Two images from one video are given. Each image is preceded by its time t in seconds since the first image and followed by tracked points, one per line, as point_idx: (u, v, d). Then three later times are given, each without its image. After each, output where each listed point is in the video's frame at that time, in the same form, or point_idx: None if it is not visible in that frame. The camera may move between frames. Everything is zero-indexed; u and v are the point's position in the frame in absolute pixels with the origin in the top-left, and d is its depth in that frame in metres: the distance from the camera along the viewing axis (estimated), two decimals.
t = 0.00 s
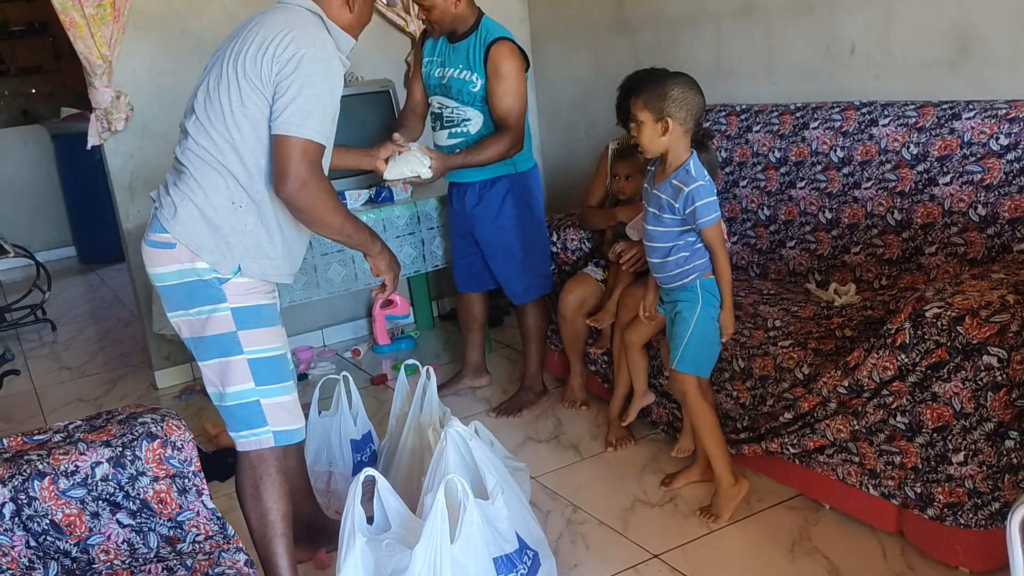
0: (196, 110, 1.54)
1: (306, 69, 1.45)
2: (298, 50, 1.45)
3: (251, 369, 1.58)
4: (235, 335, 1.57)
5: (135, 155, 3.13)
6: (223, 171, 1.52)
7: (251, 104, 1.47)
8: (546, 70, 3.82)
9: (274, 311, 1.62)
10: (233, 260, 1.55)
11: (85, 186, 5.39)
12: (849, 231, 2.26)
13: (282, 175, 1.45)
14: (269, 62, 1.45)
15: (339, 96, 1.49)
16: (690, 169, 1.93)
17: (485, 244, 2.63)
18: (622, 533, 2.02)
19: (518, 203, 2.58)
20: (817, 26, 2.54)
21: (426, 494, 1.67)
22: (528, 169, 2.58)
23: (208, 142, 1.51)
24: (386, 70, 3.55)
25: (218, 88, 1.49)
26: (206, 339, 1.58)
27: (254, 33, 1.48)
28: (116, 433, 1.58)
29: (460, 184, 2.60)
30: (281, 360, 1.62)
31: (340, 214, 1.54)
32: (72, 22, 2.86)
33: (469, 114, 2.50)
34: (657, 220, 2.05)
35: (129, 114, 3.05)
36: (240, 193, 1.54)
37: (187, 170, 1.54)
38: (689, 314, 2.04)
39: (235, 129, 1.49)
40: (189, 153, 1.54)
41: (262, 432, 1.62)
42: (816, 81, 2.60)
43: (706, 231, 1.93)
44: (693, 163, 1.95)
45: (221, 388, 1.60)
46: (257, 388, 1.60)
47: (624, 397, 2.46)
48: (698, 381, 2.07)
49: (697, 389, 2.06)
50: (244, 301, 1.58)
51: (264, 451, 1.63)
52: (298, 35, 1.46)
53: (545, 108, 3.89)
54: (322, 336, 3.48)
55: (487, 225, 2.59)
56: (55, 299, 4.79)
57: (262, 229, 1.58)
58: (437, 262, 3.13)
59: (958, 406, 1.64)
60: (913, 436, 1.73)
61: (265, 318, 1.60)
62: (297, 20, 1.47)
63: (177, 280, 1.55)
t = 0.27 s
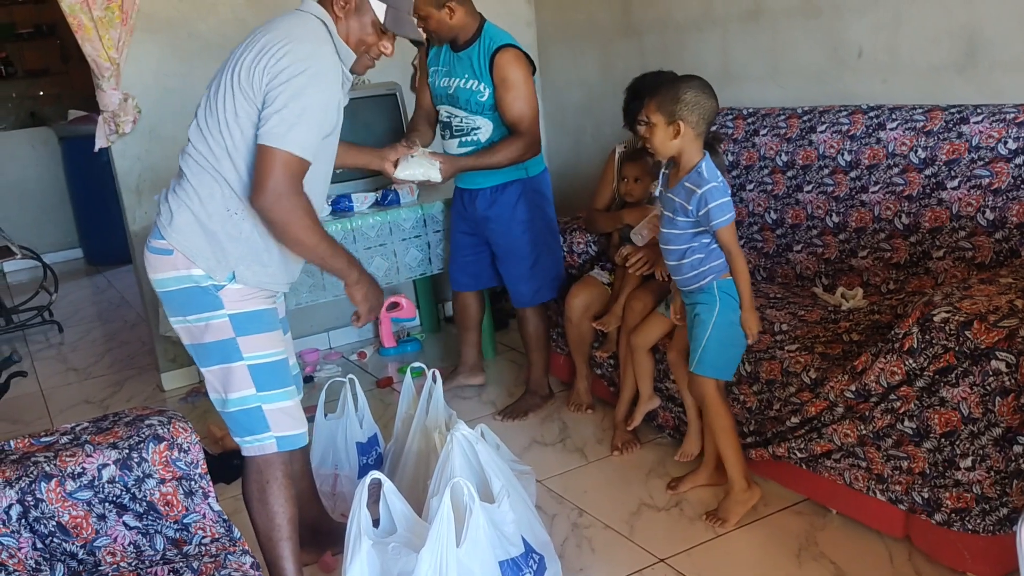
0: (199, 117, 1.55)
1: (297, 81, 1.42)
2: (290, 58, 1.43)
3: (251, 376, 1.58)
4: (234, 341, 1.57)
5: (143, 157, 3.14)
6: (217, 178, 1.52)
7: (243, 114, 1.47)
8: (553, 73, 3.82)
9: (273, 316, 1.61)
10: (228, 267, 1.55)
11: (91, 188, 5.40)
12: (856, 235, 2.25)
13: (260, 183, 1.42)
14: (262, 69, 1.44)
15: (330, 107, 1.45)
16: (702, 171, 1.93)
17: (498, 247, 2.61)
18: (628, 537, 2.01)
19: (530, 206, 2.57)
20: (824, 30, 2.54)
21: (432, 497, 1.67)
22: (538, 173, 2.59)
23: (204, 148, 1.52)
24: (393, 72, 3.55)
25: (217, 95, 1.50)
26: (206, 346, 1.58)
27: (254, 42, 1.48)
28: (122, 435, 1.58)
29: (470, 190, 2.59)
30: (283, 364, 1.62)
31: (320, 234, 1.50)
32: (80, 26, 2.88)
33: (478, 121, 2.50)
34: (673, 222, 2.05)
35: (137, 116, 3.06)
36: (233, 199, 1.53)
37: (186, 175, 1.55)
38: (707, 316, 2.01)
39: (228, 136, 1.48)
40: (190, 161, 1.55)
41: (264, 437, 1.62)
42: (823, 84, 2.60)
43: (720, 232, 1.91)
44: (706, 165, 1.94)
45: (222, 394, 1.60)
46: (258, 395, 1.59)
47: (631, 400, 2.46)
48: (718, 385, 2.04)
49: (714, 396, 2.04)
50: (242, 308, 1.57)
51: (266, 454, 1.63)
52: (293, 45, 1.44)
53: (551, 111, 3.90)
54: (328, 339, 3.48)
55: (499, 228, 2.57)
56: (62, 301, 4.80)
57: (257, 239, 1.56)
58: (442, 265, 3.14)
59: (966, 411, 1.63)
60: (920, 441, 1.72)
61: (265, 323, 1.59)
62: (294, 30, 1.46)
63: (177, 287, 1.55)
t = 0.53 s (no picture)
0: (202, 130, 1.53)
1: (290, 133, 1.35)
2: (294, 107, 1.36)
3: (233, 383, 1.57)
4: (214, 349, 1.56)
5: (149, 159, 3.14)
6: (202, 198, 1.49)
7: (238, 145, 1.43)
8: (559, 76, 3.82)
9: (257, 322, 1.58)
10: (202, 279, 1.53)
11: (98, 189, 5.42)
12: (863, 239, 2.24)
13: (251, 244, 1.34)
14: (264, 110, 1.38)
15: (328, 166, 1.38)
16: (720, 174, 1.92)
17: (490, 254, 2.63)
18: (633, 541, 2.01)
19: (522, 212, 2.58)
20: (831, 33, 2.54)
21: (437, 500, 1.66)
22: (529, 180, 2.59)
23: (196, 165, 1.50)
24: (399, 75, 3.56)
25: (220, 119, 1.46)
26: (192, 351, 1.58)
27: (267, 76, 1.42)
28: (128, 437, 1.58)
29: (463, 199, 2.60)
30: (267, 371, 1.59)
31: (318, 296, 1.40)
32: (88, 27, 2.89)
33: (464, 132, 2.50)
34: (694, 229, 2.03)
35: (144, 118, 3.07)
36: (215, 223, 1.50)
37: (177, 183, 1.54)
38: (734, 323, 2.00)
39: (218, 160, 1.45)
40: (182, 174, 1.54)
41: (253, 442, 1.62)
42: (830, 88, 2.59)
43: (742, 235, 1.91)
44: (724, 168, 1.94)
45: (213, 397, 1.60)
46: (242, 401, 1.58)
47: (636, 404, 2.46)
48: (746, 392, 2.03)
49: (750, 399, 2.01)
50: (219, 316, 1.55)
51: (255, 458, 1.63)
52: (301, 93, 1.37)
53: (557, 114, 3.90)
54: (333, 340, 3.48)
55: (488, 234, 2.59)
56: (68, 301, 4.82)
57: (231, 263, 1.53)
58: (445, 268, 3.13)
59: (974, 416, 1.62)
60: (928, 446, 1.71)
61: (245, 331, 1.56)
62: (308, 76, 1.39)
63: (160, 294, 1.55)
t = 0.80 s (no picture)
0: (212, 164, 1.43)
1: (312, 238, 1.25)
2: (317, 205, 1.25)
3: (218, 393, 1.52)
4: (193, 361, 1.50)
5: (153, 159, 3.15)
6: (194, 241, 1.41)
7: (251, 209, 1.34)
8: (563, 77, 3.82)
9: (232, 329, 1.52)
10: (174, 302, 1.47)
11: (102, 189, 5.44)
12: (867, 241, 2.24)
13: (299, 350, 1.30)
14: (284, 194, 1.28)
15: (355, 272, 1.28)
16: (761, 171, 1.87)
17: (473, 258, 2.63)
18: (636, 543, 2.01)
19: (502, 213, 2.58)
20: (836, 35, 2.53)
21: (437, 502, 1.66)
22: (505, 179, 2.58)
23: (196, 205, 1.40)
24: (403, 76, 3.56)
25: (235, 173, 1.37)
26: (172, 364, 1.54)
27: (294, 148, 1.31)
28: (131, 437, 1.58)
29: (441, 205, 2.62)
30: (253, 376, 1.53)
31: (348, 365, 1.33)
32: (92, 27, 2.90)
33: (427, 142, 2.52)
34: (731, 232, 1.94)
35: (148, 118, 3.08)
36: (202, 267, 1.43)
37: (172, 208, 1.46)
38: (761, 342, 1.95)
39: (221, 211, 1.37)
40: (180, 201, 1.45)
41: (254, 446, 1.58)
42: (835, 90, 2.59)
43: (787, 227, 1.85)
44: (760, 165, 1.89)
45: (203, 407, 1.56)
46: (231, 410, 1.53)
47: (640, 405, 2.46)
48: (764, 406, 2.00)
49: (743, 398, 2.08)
50: (194, 327, 1.49)
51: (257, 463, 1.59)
52: (325, 187, 1.26)
53: (561, 115, 3.90)
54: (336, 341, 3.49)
55: (469, 238, 2.58)
56: (72, 301, 4.83)
57: (212, 298, 1.48)
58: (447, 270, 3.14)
59: (979, 419, 1.61)
60: (932, 449, 1.71)
61: (221, 339, 1.51)
62: (336, 167, 1.27)
63: (131, 312, 1.49)
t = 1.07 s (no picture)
0: (220, 189, 1.41)
1: (313, 301, 1.24)
2: (324, 272, 1.24)
3: (209, 396, 1.52)
4: (182, 364, 1.51)
5: (154, 159, 3.14)
6: (194, 266, 1.41)
7: (254, 252, 1.33)
8: (564, 77, 3.82)
9: (220, 333, 1.52)
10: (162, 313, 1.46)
11: (103, 188, 5.44)
12: (869, 241, 2.24)
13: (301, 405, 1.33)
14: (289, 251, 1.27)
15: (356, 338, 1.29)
16: (815, 193, 1.86)
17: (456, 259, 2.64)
18: (637, 543, 2.00)
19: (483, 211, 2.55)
20: (837, 35, 2.53)
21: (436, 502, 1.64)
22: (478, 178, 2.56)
23: (199, 232, 1.39)
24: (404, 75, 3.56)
25: (243, 209, 1.35)
26: (163, 366, 1.54)
27: (308, 203, 1.30)
28: (132, 436, 1.58)
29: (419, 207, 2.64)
30: (242, 378, 1.54)
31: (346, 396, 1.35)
32: (93, 27, 2.89)
33: (396, 146, 2.58)
34: (784, 251, 1.94)
35: (149, 118, 3.08)
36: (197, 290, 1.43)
37: (172, 223, 1.44)
38: (795, 343, 1.95)
39: (223, 242, 1.36)
40: (183, 217, 1.43)
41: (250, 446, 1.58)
42: (835, 90, 2.59)
43: (839, 252, 1.85)
44: (813, 185, 1.88)
45: (196, 407, 1.57)
46: (223, 413, 1.54)
47: (640, 405, 2.46)
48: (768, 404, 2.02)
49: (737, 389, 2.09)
50: (182, 331, 1.49)
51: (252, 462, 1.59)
52: (333, 255, 1.25)
53: (562, 115, 3.90)
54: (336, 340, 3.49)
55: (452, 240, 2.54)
56: (72, 300, 4.83)
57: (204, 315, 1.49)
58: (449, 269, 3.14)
59: (980, 419, 1.61)
60: (933, 449, 1.71)
61: (209, 342, 1.50)
62: (347, 234, 1.26)
63: (121, 315, 1.49)
